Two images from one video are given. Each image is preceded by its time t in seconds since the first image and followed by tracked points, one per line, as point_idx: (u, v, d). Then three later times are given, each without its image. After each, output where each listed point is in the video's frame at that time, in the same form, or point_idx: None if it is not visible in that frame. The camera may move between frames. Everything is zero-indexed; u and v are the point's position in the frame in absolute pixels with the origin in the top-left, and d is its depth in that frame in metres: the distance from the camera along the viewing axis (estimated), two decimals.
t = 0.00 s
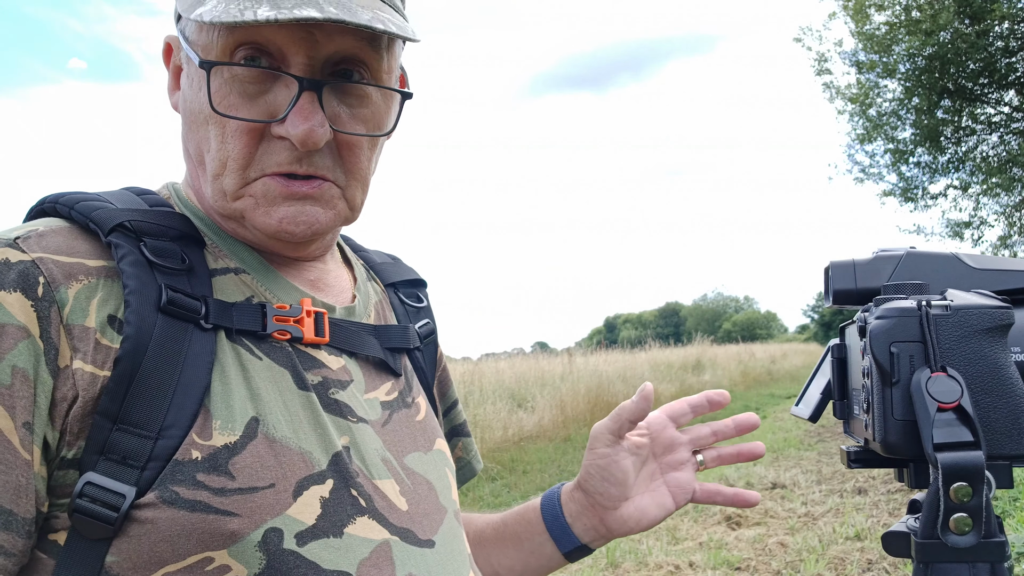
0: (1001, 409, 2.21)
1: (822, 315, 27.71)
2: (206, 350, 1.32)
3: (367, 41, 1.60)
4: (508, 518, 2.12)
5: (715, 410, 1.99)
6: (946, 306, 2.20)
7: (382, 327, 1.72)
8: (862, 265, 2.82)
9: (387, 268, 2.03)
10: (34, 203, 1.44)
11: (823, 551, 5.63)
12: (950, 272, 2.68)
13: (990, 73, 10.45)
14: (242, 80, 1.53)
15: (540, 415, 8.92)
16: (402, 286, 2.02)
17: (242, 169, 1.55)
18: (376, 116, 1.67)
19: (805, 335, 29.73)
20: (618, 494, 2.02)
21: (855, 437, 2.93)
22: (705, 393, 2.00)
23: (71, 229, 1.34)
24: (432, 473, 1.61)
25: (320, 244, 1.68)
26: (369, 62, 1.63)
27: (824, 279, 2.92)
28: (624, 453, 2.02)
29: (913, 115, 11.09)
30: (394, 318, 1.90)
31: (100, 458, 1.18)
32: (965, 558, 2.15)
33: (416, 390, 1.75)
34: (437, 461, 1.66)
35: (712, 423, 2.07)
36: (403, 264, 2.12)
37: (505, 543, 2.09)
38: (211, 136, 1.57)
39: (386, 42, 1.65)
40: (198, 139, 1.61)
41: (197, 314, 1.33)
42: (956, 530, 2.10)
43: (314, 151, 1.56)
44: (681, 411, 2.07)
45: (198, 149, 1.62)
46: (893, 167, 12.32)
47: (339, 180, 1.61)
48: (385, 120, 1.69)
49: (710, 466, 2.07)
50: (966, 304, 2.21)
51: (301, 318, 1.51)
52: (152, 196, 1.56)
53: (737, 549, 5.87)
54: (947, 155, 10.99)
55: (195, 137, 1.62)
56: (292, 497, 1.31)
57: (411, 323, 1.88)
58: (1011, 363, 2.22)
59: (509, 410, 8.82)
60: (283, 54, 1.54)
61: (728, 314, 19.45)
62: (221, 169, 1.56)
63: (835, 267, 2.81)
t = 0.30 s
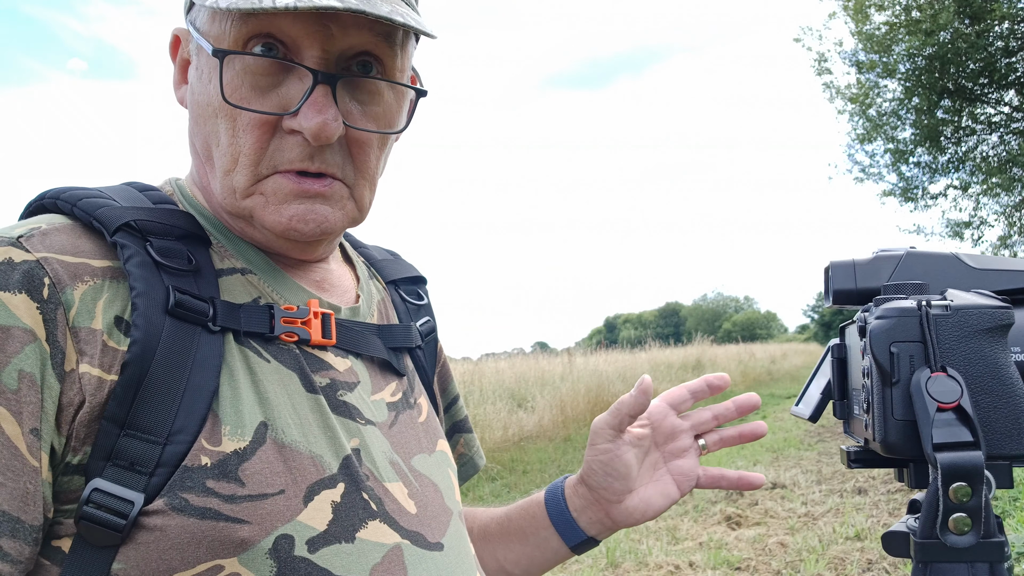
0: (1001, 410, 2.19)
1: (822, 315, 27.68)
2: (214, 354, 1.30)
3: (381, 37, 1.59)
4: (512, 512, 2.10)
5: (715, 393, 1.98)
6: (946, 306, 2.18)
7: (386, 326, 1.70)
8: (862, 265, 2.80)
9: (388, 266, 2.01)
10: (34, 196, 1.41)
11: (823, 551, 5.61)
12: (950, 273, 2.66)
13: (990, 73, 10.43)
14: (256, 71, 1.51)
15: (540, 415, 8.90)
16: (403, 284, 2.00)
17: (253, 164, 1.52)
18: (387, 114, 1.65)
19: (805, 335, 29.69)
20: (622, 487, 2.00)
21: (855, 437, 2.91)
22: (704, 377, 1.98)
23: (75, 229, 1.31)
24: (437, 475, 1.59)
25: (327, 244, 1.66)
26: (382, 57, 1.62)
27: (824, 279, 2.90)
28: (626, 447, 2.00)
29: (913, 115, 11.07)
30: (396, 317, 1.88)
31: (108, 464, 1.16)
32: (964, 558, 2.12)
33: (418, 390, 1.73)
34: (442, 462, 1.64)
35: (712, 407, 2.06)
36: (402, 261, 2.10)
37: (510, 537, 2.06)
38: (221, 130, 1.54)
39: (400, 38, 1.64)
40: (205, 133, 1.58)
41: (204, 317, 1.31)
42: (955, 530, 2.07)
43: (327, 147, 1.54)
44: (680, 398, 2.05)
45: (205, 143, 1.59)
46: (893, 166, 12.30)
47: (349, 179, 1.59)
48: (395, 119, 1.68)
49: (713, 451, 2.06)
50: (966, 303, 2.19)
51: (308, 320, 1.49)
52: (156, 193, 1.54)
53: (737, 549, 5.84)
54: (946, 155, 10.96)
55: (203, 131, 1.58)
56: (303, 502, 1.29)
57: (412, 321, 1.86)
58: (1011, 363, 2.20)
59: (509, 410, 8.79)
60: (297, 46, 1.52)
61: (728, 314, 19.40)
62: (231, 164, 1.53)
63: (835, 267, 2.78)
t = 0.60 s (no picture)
0: (1001, 409, 2.18)
1: (822, 315, 27.66)
2: (221, 348, 1.29)
3: (394, 25, 1.61)
4: (515, 511, 2.09)
5: (709, 378, 1.96)
6: (946, 306, 2.17)
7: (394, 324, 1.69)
8: (862, 265, 2.79)
9: (395, 266, 2.00)
10: (44, 190, 1.40)
11: (823, 551, 5.59)
12: (950, 273, 2.65)
13: (990, 73, 10.41)
14: (272, 56, 1.52)
15: (540, 414, 8.90)
16: (410, 284, 2.00)
17: (269, 148, 1.51)
18: (400, 102, 1.66)
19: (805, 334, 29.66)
20: (623, 482, 1.99)
21: (855, 437, 2.90)
22: (696, 363, 1.96)
23: (83, 221, 1.30)
24: (443, 475, 1.58)
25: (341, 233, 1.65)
26: (396, 46, 1.64)
27: (824, 278, 2.88)
28: (625, 441, 1.98)
29: (913, 115, 11.06)
30: (404, 317, 1.87)
31: (113, 458, 1.14)
32: (965, 558, 2.11)
33: (426, 390, 1.72)
34: (448, 462, 1.63)
35: (709, 394, 2.05)
36: (410, 261, 2.09)
37: (513, 537, 2.05)
38: (236, 116, 1.54)
39: (413, 29, 1.66)
40: (219, 121, 1.57)
41: (212, 311, 1.30)
42: (956, 530, 2.06)
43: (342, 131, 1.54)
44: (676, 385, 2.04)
45: (219, 132, 1.58)
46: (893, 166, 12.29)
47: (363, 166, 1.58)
48: (407, 107, 1.68)
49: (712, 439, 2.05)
50: (966, 303, 2.18)
51: (315, 316, 1.48)
52: (164, 188, 1.53)
53: (737, 549, 5.83)
54: (947, 155, 10.95)
55: (216, 120, 1.58)
56: (309, 499, 1.28)
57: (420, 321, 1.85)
58: (1011, 362, 2.19)
59: (509, 410, 8.79)
60: (312, 32, 1.54)
61: (728, 314, 19.36)
62: (247, 150, 1.52)
63: (835, 267, 2.77)
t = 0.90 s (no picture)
0: (1001, 410, 2.20)
1: (823, 315, 27.68)
2: (222, 348, 1.31)
3: None
4: (530, 516, 2.12)
5: (740, 397, 1.98)
6: (946, 307, 2.19)
7: (403, 324, 1.71)
8: (862, 265, 2.80)
9: (405, 265, 2.02)
10: (49, 189, 1.43)
11: (823, 550, 5.61)
12: (951, 272, 2.67)
13: (990, 73, 10.42)
14: (253, 28, 1.58)
15: (540, 415, 8.93)
16: (421, 284, 2.02)
17: (249, 118, 1.53)
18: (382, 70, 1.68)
19: (806, 335, 29.67)
20: (641, 495, 2.01)
21: (854, 437, 2.91)
22: (729, 380, 1.98)
23: (86, 221, 1.32)
24: (452, 477, 1.60)
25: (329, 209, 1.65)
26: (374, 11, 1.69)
27: (824, 279, 2.90)
28: (645, 454, 2.00)
29: (913, 115, 11.08)
30: (414, 316, 1.89)
31: (112, 460, 1.16)
32: (965, 558, 2.12)
33: (435, 390, 1.74)
34: (457, 463, 1.65)
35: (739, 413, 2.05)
36: (421, 260, 2.11)
37: (527, 544, 2.08)
38: (221, 91, 1.58)
39: None
40: (209, 102, 1.62)
41: (213, 312, 1.32)
42: (956, 530, 2.08)
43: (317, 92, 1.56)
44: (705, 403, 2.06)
45: (210, 113, 1.63)
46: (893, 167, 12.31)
47: (343, 133, 1.59)
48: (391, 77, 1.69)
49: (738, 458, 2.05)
50: (966, 304, 2.20)
51: (320, 317, 1.50)
52: (170, 186, 1.56)
53: (738, 549, 5.85)
54: (946, 155, 10.96)
55: (207, 101, 1.63)
56: (310, 503, 1.30)
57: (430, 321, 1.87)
58: (1011, 363, 2.21)
59: (509, 410, 8.82)
60: None
61: (728, 314, 19.38)
62: (230, 123, 1.55)
63: (835, 266, 2.78)
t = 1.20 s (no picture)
0: (1001, 409, 2.17)
1: (822, 315, 27.65)
2: (227, 350, 1.28)
3: None
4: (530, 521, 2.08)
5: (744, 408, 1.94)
6: (946, 306, 2.16)
7: (405, 326, 1.69)
8: (862, 265, 2.78)
9: (409, 265, 2.00)
10: (54, 187, 1.40)
11: (823, 551, 5.58)
12: (951, 272, 2.64)
13: (991, 73, 10.40)
14: (260, 23, 1.57)
15: (540, 414, 8.90)
16: (423, 285, 1.99)
17: (248, 113, 1.51)
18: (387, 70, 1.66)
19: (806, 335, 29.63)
20: (642, 505, 1.98)
21: (855, 437, 2.89)
22: (734, 390, 1.95)
23: (91, 219, 1.29)
24: (452, 481, 1.58)
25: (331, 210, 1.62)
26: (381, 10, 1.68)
27: (824, 278, 2.88)
28: (646, 463, 1.98)
29: (913, 115, 11.05)
30: (416, 318, 1.86)
31: (116, 461, 1.14)
32: (965, 558, 2.09)
33: (435, 393, 1.72)
34: (457, 467, 1.62)
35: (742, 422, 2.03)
36: (424, 260, 2.09)
37: (526, 550, 2.04)
38: (224, 86, 1.56)
39: None
40: (213, 96, 1.60)
41: (218, 313, 1.29)
42: (956, 530, 2.06)
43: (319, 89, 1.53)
44: (709, 411, 2.04)
45: (213, 108, 1.61)
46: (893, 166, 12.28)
47: (343, 132, 1.56)
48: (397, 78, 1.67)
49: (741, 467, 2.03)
50: (966, 303, 2.17)
51: (324, 318, 1.48)
52: (175, 184, 1.53)
53: (737, 549, 5.82)
54: (946, 155, 10.94)
55: (211, 96, 1.61)
56: (312, 506, 1.27)
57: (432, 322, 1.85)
58: (1011, 363, 2.18)
59: (509, 410, 8.79)
60: None
61: (728, 314, 19.34)
62: (231, 117, 1.53)
63: (835, 267, 2.76)
